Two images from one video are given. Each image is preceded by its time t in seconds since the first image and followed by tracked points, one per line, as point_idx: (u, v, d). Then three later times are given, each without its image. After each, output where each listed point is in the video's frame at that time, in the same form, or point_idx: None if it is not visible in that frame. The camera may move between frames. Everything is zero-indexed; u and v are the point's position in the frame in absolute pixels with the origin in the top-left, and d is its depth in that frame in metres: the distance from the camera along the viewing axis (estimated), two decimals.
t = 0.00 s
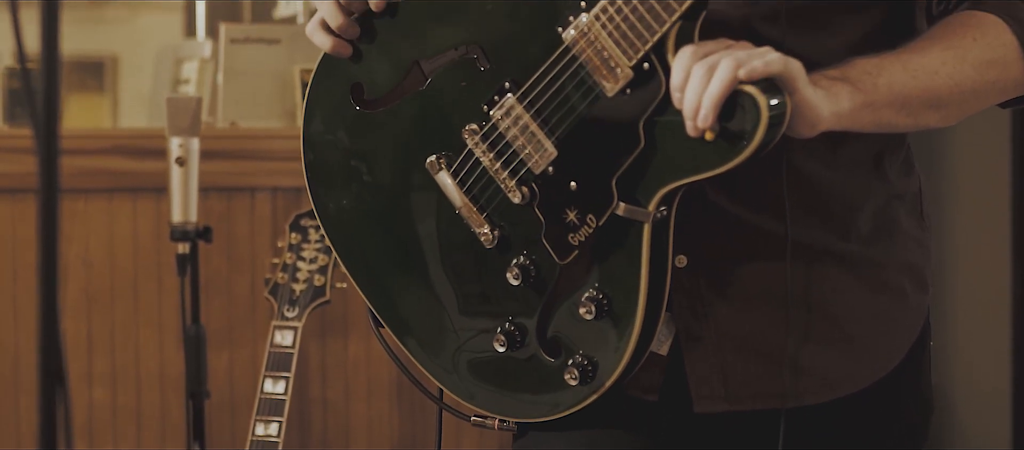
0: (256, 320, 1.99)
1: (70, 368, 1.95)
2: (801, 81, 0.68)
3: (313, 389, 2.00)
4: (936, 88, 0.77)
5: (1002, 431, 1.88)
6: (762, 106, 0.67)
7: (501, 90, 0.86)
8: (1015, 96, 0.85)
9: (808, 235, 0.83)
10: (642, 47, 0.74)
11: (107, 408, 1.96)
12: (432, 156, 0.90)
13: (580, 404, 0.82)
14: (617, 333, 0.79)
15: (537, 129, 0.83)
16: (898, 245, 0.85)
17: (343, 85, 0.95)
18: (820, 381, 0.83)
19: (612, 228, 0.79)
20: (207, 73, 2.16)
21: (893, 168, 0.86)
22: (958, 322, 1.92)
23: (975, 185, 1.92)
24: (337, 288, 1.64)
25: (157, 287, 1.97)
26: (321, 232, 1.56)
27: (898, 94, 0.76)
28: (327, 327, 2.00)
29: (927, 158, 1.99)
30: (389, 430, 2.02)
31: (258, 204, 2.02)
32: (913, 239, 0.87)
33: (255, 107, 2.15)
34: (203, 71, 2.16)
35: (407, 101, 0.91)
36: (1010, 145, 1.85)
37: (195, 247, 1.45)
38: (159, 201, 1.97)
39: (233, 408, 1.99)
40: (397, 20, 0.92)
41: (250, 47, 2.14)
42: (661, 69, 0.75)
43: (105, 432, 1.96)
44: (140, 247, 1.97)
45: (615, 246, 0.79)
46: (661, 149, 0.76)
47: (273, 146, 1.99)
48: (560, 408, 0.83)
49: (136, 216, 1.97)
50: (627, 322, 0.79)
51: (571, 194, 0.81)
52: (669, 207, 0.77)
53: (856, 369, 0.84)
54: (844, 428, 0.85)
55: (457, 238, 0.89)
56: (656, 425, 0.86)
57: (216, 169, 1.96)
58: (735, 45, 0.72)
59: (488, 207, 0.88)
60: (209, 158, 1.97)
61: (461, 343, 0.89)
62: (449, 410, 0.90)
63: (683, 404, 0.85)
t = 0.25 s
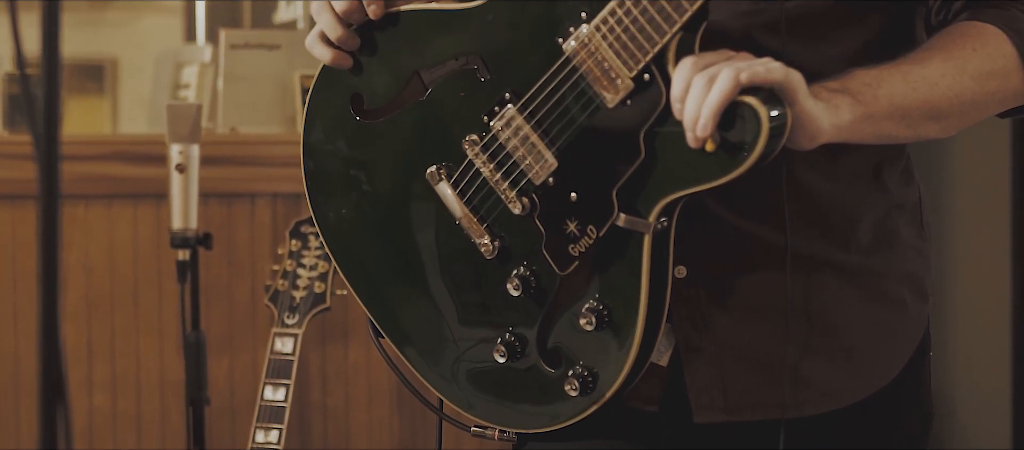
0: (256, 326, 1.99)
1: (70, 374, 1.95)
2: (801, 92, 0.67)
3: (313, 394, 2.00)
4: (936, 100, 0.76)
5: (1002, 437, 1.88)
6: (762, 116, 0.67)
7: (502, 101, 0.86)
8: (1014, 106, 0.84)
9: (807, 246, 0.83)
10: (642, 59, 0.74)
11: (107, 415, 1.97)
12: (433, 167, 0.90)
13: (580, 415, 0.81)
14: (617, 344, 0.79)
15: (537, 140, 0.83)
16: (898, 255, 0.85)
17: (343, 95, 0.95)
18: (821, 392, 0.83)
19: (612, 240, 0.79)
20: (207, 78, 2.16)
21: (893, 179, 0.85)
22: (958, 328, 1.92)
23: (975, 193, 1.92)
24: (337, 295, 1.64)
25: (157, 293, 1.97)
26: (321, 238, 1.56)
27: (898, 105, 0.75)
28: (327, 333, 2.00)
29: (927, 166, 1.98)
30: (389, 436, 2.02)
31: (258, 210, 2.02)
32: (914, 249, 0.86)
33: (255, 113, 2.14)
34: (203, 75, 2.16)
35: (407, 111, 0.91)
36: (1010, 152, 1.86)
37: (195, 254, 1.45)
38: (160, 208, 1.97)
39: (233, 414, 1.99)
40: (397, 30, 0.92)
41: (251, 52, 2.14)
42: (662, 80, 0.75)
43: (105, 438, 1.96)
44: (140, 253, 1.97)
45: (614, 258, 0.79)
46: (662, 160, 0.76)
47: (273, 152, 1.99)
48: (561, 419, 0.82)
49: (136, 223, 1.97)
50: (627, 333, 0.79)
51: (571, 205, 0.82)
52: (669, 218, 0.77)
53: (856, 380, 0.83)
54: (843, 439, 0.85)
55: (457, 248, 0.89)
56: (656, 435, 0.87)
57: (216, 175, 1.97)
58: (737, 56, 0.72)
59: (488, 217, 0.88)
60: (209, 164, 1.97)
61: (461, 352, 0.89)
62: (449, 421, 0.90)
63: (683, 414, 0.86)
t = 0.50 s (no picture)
0: (256, 332, 1.99)
1: (71, 379, 1.96)
2: (802, 105, 0.67)
3: (313, 399, 2.01)
4: (936, 112, 0.75)
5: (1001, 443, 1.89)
6: (761, 127, 0.66)
7: (502, 111, 0.86)
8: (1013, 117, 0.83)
9: (807, 258, 0.83)
10: (643, 70, 0.74)
11: (107, 421, 1.97)
12: (433, 178, 0.90)
13: (578, 425, 0.81)
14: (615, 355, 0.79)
15: (537, 150, 0.84)
16: (898, 266, 0.85)
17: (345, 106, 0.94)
18: (820, 404, 0.83)
19: (612, 251, 0.79)
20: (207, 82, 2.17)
21: (893, 190, 0.85)
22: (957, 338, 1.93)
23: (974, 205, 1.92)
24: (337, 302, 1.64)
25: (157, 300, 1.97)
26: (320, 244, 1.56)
27: (898, 118, 0.74)
28: (327, 339, 2.00)
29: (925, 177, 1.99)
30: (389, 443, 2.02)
31: (258, 215, 2.02)
32: (913, 259, 0.86)
33: (255, 118, 2.14)
34: (203, 79, 2.18)
35: (408, 120, 0.91)
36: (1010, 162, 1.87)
37: (195, 260, 1.45)
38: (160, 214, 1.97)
39: (234, 421, 1.99)
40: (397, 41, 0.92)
41: (251, 58, 2.15)
42: (663, 91, 0.75)
43: (105, 443, 1.97)
44: (141, 259, 1.97)
45: (614, 270, 0.79)
46: (662, 171, 0.75)
47: (273, 157, 1.99)
48: (560, 430, 0.82)
49: (137, 228, 1.97)
50: (625, 345, 0.78)
51: (570, 215, 0.81)
52: (669, 229, 0.77)
53: (855, 391, 0.83)
54: None
55: (456, 258, 0.90)
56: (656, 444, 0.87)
57: (216, 181, 1.97)
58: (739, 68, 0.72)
59: (488, 227, 0.88)
60: (209, 169, 1.97)
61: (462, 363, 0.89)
62: (448, 431, 0.90)
63: (682, 425, 0.86)
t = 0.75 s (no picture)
0: (256, 339, 2.00)
1: (70, 385, 1.95)
2: (802, 119, 0.67)
3: (313, 407, 2.00)
4: (936, 122, 0.75)
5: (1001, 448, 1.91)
6: (760, 140, 0.66)
7: (504, 120, 0.86)
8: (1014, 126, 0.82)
9: (808, 269, 0.83)
10: (644, 81, 0.74)
11: (107, 428, 1.96)
12: (434, 187, 0.91)
13: (576, 437, 0.81)
14: (613, 366, 0.79)
15: (538, 161, 0.83)
16: (898, 277, 0.85)
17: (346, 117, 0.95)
18: (820, 415, 0.83)
19: (611, 262, 0.79)
20: (207, 87, 2.17)
21: (893, 199, 0.85)
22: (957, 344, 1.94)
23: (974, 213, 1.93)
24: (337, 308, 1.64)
25: (157, 306, 1.98)
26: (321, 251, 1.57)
27: (898, 128, 0.74)
28: (327, 346, 2.00)
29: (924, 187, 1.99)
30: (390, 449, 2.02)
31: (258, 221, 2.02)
32: (913, 269, 0.86)
33: (255, 123, 2.14)
34: (202, 85, 2.16)
35: (410, 129, 0.92)
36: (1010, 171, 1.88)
37: (194, 266, 1.45)
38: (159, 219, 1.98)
39: (234, 428, 1.99)
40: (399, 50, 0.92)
41: (251, 64, 2.15)
42: (664, 102, 0.74)
43: None
44: (141, 264, 1.98)
45: (614, 280, 0.79)
46: (661, 183, 0.75)
47: (273, 163, 1.99)
48: (558, 440, 0.82)
49: (137, 234, 1.98)
50: (622, 357, 0.78)
51: (570, 226, 0.81)
52: (668, 241, 0.77)
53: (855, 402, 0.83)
54: None
55: (461, 274, 0.89)
56: None
57: (216, 186, 1.97)
58: (738, 79, 0.71)
59: (487, 236, 0.88)
60: (209, 175, 1.97)
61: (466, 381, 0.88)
62: (448, 441, 0.90)
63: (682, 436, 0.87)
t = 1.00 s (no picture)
0: (257, 345, 2.01)
1: (70, 390, 1.95)
2: (801, 134, 0.67)
3: (313, 413, 2.00)
4: (936, 133, 0.74)
5: None
6: (758, 153, 0.66)
7: (505, 129, 0.86)
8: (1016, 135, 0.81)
9: (807, 279, 0.83)
10: (644, 91, 0.73)
11: (107, 433, 1.97)
12: (435, 197, 0.91)
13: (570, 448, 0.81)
14: (607, 378, 0.78)
15: (538, 170, 0.83)
16: (897, 288, 0.85)
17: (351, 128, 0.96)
18: (820, 426, 0.83)
19: (608, 273, 0.78)
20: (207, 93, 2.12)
21: (892, 210, 0.85)
22: (957, 350, 1.96)
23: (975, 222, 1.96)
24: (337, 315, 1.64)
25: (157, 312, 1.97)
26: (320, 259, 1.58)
27: (900, 139, 0.73)
28: (327, 352, 2.00)
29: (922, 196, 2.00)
30: None
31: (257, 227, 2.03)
32: (912, 280, 0.86)
33: (255, 129, 2.14)
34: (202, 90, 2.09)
35: (413, 137, 0.92)
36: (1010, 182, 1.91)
37: (195, 273, 1.45)
38: (159, 224, 1.98)
39: (234, 434, 2.00)
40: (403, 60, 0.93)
41: (251, 70, 2.15)
42: (662, 114, 0.73)
43: None
44: (140, 269, 1.98)
45: (611, 291, 0.78)
46: (659, 195, 0.74)
47: (273, 169, 2.00)
48: None
49: (136, 240, 1.97)
50: (617, 368, 0.77)
51: (568, 236, 0.81)
52: (666, 254, 0.76)
53: (855, 412, 0.83)
54: None
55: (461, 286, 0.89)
56: None
57: (215, 193, 1.97)
58: (738, 91, 0.71)
59: (486, 245, 0.87)
60: (208, 181, 1.97)
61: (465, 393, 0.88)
62: None
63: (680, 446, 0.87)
